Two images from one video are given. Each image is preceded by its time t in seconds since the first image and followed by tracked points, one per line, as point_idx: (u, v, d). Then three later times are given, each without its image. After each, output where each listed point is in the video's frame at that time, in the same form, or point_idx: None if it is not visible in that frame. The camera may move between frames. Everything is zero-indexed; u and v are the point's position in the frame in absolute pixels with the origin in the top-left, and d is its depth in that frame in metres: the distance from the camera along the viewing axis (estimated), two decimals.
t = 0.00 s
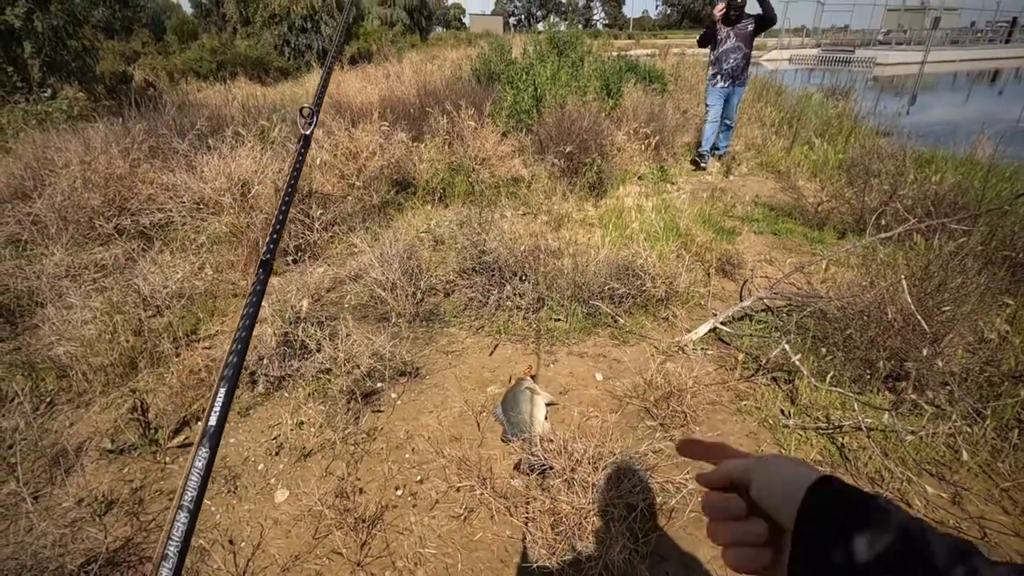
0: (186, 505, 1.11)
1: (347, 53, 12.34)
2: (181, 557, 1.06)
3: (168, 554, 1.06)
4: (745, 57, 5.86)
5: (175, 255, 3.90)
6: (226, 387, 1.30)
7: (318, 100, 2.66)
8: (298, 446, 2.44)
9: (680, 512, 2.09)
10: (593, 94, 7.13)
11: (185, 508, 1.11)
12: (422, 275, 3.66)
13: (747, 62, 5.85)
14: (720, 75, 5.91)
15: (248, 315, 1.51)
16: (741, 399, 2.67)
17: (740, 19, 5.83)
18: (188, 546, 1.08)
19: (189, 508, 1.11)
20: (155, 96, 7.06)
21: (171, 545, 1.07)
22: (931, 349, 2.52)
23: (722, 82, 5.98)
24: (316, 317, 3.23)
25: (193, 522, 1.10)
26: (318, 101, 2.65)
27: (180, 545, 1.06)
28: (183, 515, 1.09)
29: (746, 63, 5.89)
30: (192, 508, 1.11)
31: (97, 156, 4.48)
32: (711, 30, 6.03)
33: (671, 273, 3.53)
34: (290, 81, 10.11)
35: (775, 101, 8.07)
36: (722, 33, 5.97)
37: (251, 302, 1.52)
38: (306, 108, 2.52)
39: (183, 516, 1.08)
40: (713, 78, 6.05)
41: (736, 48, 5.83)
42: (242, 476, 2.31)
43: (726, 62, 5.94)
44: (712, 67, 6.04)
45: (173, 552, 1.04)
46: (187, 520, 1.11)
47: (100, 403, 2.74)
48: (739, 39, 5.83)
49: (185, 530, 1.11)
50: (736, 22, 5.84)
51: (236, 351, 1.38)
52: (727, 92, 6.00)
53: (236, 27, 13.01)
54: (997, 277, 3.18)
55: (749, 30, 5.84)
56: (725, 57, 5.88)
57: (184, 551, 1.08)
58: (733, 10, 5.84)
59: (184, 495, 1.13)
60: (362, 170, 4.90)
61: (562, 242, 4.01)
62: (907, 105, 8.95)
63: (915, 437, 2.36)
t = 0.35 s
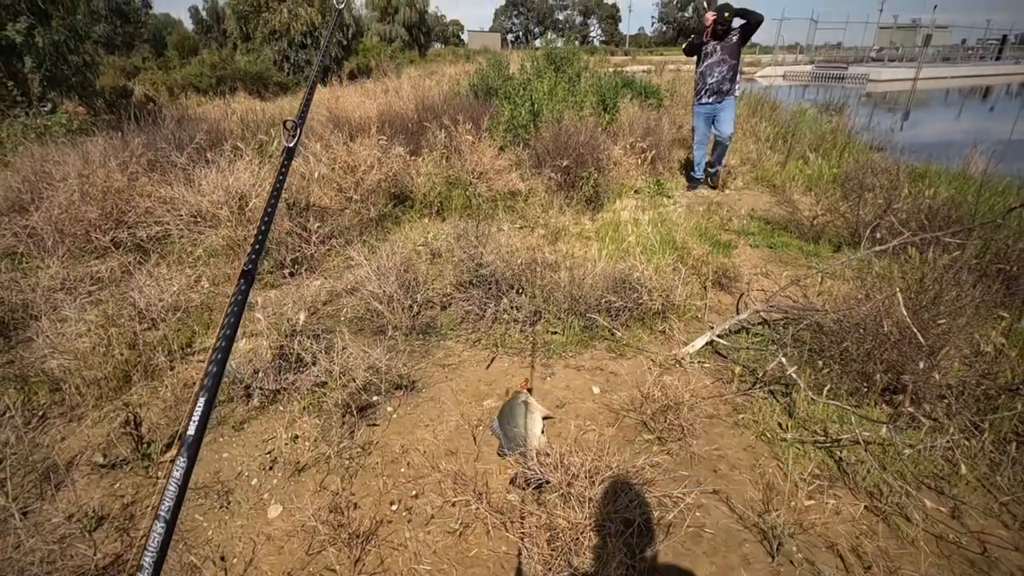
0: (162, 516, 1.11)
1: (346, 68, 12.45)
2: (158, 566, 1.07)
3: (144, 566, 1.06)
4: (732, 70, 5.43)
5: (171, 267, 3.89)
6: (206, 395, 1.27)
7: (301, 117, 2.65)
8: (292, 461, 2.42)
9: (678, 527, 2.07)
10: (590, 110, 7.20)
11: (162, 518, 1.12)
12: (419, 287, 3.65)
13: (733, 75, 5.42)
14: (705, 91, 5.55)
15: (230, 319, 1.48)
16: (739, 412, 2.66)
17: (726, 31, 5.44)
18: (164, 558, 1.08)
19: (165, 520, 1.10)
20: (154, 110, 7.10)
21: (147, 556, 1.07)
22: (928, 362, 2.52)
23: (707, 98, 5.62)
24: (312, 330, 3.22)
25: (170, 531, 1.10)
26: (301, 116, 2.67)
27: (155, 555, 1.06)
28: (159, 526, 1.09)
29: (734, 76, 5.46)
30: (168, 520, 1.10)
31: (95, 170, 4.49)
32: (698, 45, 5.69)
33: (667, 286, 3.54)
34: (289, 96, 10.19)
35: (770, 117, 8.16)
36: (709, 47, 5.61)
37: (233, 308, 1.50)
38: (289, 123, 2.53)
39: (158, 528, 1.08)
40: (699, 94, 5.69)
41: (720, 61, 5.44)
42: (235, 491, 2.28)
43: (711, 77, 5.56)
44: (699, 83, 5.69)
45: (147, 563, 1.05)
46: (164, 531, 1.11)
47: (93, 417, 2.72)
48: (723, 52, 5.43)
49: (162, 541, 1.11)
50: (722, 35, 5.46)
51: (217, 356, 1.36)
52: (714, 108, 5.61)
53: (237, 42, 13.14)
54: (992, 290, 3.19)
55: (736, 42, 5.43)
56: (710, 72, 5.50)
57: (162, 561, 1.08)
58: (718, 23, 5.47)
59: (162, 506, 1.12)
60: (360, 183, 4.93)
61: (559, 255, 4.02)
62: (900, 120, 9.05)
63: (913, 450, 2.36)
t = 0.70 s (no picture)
0: (154, 545, 1.05)
1: (345, 78, 12.50)
2: None
3: None
4: (728, 89, 5.14)
5: (166, 278, 3.86)
6: (201, 417, 1.24)
7: (301, 133, 2.64)
8: (286, 475, 2.37)
9: (679, 543, 2.03)
10: (588, 120, 7.22)
11: (154, 547, 1.06)
12: (416, 298, 3.62)
13: (728, 93, 5.14)
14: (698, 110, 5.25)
15: (227, 337, 1.46)
16: (740, 425, 2.62)
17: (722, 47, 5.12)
18: None
19: (157, 547, 1.05)
20: (153, 120, 7.10)
21: None
22: (930, 374, 2.50)
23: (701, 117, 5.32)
24: (308, 341, 3.18)
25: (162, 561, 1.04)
26: (301, 126, 2.68)
27: None
28: (150, 555, 1.03)
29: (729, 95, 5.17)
30: (160, 549, 1.04)
31: (91, 179, 4.47)
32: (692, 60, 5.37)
33: (666, 297, 3.51)
34: (288, 107, 10.22)
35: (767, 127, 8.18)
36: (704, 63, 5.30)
37: (230, 326, 1.47)
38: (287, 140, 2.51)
39: (149, 557, 1.01)
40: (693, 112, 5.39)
41: (715, 79, 5.13)
42: (227, 507, 2.23)
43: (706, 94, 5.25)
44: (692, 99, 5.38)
45: None
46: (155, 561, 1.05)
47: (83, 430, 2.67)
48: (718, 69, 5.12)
49: (153, 570, 1.04)
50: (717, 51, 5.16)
51: (213, 377, 1.33)
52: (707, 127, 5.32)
53: (236, 54, 13.20)
54: (993, 301, 3.17)
55: (733, 59, 5.13)
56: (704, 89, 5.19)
57: None
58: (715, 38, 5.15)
59: (154, 533, 1.07)
60: (357, 193, 4.91)
61: (557, 266, 3.99)
62: (897, 131, 9.09)
63: (916, 464, 2.32)
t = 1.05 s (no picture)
0: (171, 512, 1.13)
1: (343, 80, 12.51)
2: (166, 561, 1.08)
3: (152, 561, 1.07)
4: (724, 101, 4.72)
5: (163, 279, 3.86)
6: (211, 399, 1.30)
7: (294, 139, 2.64)
8: (282, 476, 2.38)
9: (672, 543, 2.04)
10: (585, 122, 7.25)
11: (171, 515, 1.14)
12: (413, 299, 3.63)
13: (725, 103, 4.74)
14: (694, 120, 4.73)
15: (234, 321, 1.51)
16: (734, 426, 2.64)
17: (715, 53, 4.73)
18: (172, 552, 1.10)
19: (173, 517, 1.12)
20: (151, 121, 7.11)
21: (157, 551, 1.08)
22: (923, 376, 2.52)
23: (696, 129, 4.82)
24: (305, 342, 3.19)
25: (178, 527, 1.13)
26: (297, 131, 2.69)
27: (164, 552, 1.08)
28: (168, 522, 1.11)
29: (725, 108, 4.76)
30: (177, 516, 1.12)
31: (89, 181, 4.47)
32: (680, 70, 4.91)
33: (662, 298, 3.53)
34: (286, 108, 10.23)
35: (764, 129, 8.21)
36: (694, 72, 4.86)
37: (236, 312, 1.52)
38: (283, 145, 2.52)
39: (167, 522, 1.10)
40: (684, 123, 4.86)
41: (713, 89, 4.67)
42: (224, 507, 2.24)
43: (700, 105, 4.76)
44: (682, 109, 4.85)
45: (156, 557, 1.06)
46: (173, 527, 1.13)
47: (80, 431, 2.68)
48: (715, 78, 4.67)
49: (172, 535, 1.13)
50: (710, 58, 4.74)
51: (220, 360, 1.39)
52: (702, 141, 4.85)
53: (235, 55, 13.22)
54: (986, 303, 3.19)
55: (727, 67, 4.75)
56: (701, 99, 4.69)
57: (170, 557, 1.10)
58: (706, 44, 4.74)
59: (170, 502, 1.14)
60: (355, 195, 4.92)
61: (554, 267, 4.01)
62: (893, 133, 9.14)
63: (909, 464, 2.34)
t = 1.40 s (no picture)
0: (171, 517, 1.13)
1: (348, 72, 12.49)
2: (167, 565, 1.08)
3: (153, 565, 1.06)
4: (726, 94, 4.45)
5: (170, 269, 3.89)
6: (211, 402, 1.31)
7: (297, 139, 2.64)
8: (289, 464, 2.41)
9: (675, 531, 2.06)
10: (590, 114, 7.22)
11: (170, 520, 1.13)
12: (418, 291, 3.65)
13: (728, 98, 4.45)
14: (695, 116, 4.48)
15: (235, 325, 1.52)
16: (737, 417, 2.65)
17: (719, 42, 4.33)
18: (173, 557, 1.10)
19: (173, 521, 1.12)
20: (156, 112, 7.13)
21: (157, 555, 1.08)
22: (926, 368, 2.52)
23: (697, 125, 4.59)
24: (311, 332, 3.21)
25: (178, 533, 1.12)
26: (296, 137, 2.67)
27: (164, 556, 1.08)
28: (168, 526, 1.11)
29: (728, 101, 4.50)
30: (176, 520, 1.12)
31: (95, 171, 4.49)
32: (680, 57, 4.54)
33: (666, 291, 3.53)
34: (291, 100, 10.23)
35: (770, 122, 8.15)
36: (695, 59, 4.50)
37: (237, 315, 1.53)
38: (288, 145, 2.53)
39: (166, 527, 1.10)
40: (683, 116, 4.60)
41: (715, 82, 4.38)
42: (231, 494, 2.27)
43: (701, 99, 4.49)
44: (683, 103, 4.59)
45: (156, 563, 1.06)
46: (172, 533, 1.13)
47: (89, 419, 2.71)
48: (718, 69, 4.36)
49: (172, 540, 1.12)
50: (713, 46, 4.36)
51: (221, 365, 1.40)
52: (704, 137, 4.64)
53: (239, 47, 13.19)
54: (992, 295, 3.17)
55: (732, 56, 4.38)
56: (703, 93, 4.41)
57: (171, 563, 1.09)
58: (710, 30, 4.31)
59: (170, 507, 1.15)
60: (360, 186, 4.93)
61: (558, 259, 4.01)
62: (900, 126, 9.08)
63: (911, 456, 2.35)
